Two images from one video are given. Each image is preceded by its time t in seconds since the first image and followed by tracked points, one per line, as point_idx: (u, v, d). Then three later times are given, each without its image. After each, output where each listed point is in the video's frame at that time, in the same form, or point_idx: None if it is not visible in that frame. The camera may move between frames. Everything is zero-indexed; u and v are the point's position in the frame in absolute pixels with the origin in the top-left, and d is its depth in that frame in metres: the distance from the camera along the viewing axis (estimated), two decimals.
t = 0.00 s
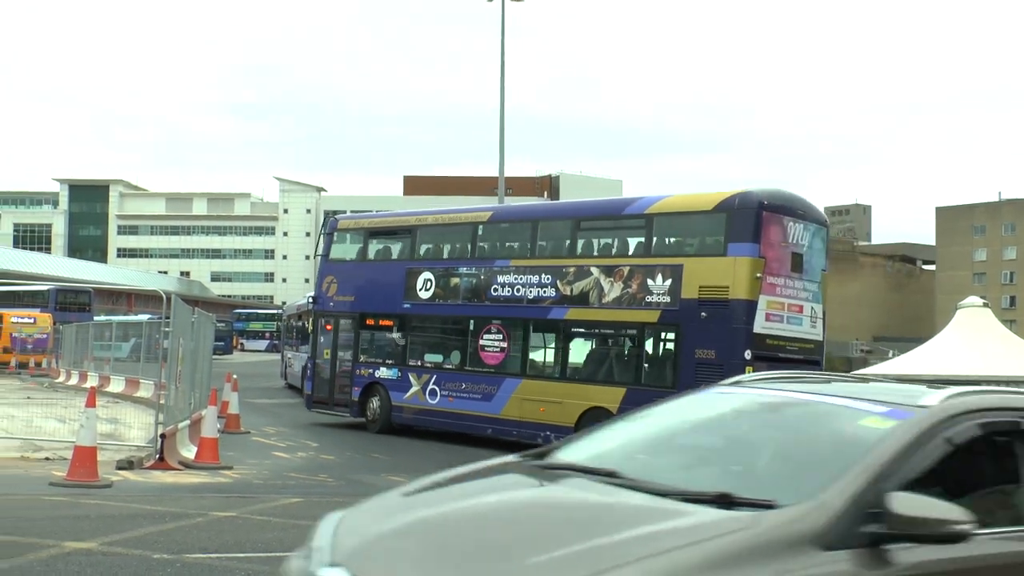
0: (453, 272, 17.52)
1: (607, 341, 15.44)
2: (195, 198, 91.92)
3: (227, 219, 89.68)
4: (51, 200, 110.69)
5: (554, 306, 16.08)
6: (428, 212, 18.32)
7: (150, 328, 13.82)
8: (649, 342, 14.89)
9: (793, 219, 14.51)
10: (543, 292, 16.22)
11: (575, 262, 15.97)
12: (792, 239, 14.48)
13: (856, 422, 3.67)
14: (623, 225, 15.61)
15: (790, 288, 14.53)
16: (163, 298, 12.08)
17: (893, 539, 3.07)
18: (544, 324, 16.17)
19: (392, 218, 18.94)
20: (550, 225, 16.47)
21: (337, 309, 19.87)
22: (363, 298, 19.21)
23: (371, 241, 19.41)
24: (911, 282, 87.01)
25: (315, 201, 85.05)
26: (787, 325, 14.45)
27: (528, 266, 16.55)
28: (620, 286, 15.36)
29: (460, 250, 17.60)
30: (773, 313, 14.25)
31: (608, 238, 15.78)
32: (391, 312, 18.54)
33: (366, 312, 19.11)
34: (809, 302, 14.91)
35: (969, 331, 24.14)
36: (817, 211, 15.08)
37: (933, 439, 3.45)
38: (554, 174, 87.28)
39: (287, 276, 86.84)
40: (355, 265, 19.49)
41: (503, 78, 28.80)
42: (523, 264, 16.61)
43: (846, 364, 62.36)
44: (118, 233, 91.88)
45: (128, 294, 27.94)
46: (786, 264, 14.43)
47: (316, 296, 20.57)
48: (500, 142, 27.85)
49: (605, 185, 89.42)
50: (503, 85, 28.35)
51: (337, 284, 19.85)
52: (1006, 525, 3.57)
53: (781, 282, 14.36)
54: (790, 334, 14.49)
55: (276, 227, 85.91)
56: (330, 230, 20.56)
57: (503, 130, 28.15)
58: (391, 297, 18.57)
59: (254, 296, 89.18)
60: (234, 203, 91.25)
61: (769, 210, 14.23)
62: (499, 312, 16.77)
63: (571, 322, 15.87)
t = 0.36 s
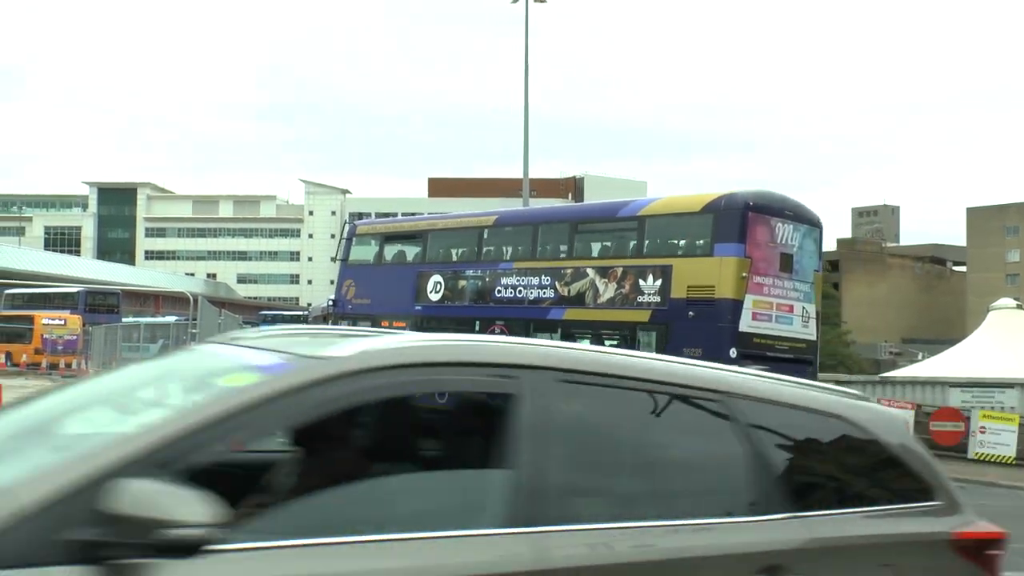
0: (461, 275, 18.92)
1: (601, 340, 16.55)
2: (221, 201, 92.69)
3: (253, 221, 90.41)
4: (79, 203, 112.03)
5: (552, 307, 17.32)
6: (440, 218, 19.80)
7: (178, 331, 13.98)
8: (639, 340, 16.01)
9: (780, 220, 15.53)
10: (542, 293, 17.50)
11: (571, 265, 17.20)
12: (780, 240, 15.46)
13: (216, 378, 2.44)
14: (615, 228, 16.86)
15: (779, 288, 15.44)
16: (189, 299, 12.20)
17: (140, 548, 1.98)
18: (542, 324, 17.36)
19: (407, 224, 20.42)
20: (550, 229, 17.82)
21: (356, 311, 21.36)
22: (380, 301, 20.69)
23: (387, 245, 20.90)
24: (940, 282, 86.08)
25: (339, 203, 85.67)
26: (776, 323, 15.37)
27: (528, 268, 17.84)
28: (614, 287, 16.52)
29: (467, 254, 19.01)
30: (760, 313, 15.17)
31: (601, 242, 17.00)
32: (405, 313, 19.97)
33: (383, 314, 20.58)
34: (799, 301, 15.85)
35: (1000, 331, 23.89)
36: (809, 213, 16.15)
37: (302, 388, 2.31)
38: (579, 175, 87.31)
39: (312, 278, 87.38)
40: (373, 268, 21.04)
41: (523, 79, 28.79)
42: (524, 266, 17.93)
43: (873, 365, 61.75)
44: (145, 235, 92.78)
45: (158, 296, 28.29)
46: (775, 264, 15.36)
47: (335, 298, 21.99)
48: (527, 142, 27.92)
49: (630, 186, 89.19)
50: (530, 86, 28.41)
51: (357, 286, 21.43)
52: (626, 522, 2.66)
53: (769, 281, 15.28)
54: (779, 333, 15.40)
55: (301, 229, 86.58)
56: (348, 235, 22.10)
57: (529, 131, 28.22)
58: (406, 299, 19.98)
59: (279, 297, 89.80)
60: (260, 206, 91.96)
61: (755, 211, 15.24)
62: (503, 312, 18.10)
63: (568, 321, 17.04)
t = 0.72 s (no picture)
0: (501, 276, 19.19)
1: (633, 340, 16.51)
2: (277, 203, 94.04)
3: (307, 224, 91.64)
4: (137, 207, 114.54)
5: (586, 308, 17.42)
6: (480, 221, 19.90)
7: (232, 332, 14.20)
8: (667, 341, 15.91)
9: (806, 221, 15.27)
10: (576, 294, 17.64)
11: (604, 266, 17.18)
12: (806, 240, 15.24)
13: None
14: (645, 229, 16.66)
15: (805, 288, 15.24)
16: (242, 303, 12.34)
17: None
18: (578, 325, 17.57)
19: (450, 227, 20.60)
20: (584, 231, 17.74)
21: (403, 313, 21.73)
22: (425, 303, 21.04)
23: (433, 248, 21.06)
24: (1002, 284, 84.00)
25: (393, 205, 86.56)
26: (800, 324, 15.24)
27: (563, 270, 17.99)
28: (644, 287, 16.40)
29: (507, 257, 19.20)
30: (784, 313, 15.00)
31: (632, 242, 16.84)
32: (450, 315, 20.32)
33: (428, 316, 20.91)
34: (826, 301, 15.65)
35: None
36: (835, 212, 15.80)
37: None
38: (631, 176, 86.93)
39: (365, 279, 88.33)
40: (418, 271, 21.34)
41: (580, 81, 28.96)
42: (560, 268, 18.07)
43: (930, 368, 60.51)
44: (201, 238, 94.25)
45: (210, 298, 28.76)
46: (800, 264, 15.15)
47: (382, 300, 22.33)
48: (577, 144, 27.87)
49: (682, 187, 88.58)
50: (581, 88, 28.38)
51: (403, 289, 21.73)
52: None
53: (793, 282, 15.08)
54: (804, 332, 15.30)
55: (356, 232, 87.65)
56: (396, 239, 22.36)
57: (581, 133, 28.15)
58: (449, 300, 20.39)
59: (333, 298, 90.96)
60: (315, 208, 93.14)
61: (779, 212, 14.93)
62: (541, 313, 18.31)
63: (601, 321, 17.11)
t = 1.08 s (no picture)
0: (518, 279, 19.25)
1: (644, 342, 16.53)
2: (306, 205, 94.72)
3: (336, 225, 92.25)
4: (168, 208, 115.82)
5: (599, 309, 17.43)
6: (499, 225, 19.95)
7: (260, 332, 14.35)
8: (675, 342, 15.89)
9: (811, 223, 15.19)
10: (589, 296, 17.65)
11: (615, 269, 17.18)
12: (811, 242, 15.15)
13: None
14: (654, 232, 16.63)
15: (810, 289, 15.13)
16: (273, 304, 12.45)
17: None
18: (592, 327, 17.58)
19: (470, 230, 20.68)
20: (596, 234, 17.75)
21: (425, 314, 21.85)
22: (446, 305, 21.14)
23: (455, 251, 21.13)
24: None
25: (422, 207, 86.93)
26: (806, 325, 15.12)
27: (578, 272, 17.99)
28: (653, 289, 16.37)
29: (524, 259, 19.21)
30: (788, 314, 14.88)
31: (642, 245, 16.82)
32: (470, 317, 20.41)
33: (449, 318, 21.02)
34: (833, 303, 15.52)
35: None
36: (841, 213, 15.67)
37: None
38: (659, 177, 86.62)
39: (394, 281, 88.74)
40: (439, 273, 21.45)
41: (608, 81, 28.88)
42: (574, 270, 18.07)
43: (960, 370, 59.73)
44: (231, 239, 95.10)
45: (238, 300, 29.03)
46: (805, 266, 15.07)
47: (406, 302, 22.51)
48: (605, 146, 27.81)
49: (710, 188, 88.16)
50: (609, 90, 28.31)
51: (426, 291, 21.87)
52: None
53: (798, 284, 14.98)
54: (810, 333, 15.19)
55: (384, 233, 88.12)
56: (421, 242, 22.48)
57: (609, 134, 28.06)
58: (469, 303, 20.48)
59: (361, 300, 91.49)
60: (344, 210, 93.74)
61: (783, 215, 14.83)
62: (557, 315, 18.34)
63: (613, 323, 17.12)
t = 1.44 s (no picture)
0: (514, 280, 19.25)
1: (633, 342, 16.53)
2: (310, 206, 94.83)
3: (341, 226, 92.36)
4: (173, 210, 116.14)
5: (591, 310, 17.43)
6: (497, 227, 19.96)
7: (265, 332, 14.36)
8: (663, 342, 15.91)
9: (796, 224, 15.17)
10: (582, 296, 17.65)
11: (606, 270, 17.19)
12: (795, 243, 15.12)
13: None
14: (642, 233, 16.63)
15: (795, 290, 15.12)
16: (277, 304, 12.47)
17: None
18: (584, 327, 17.57)
19: (470, 232, 20.69)
20: (588, 235, 17.75)
21: (426, 315, 21.86)
22: (446, 306, 21.15)
23: (455, 253, 21.14)
24: None
25: (426, 208, 87.01)
26: (791, 325, 15.12)
27: (571, 273, 17.98)
28: (642, 290, 16.39)
29: (519, 261, 19.20)
30: (772, 314, 14.86)
31: (632, 247, 16.82)
32: (468, 317, 20.41)
33: (449, 318, 21.04)
34: (818, 303, 15.50)
35: None
36: (827, 213, 15.64)
37: None
38: (663, 177, 86.66)
39: (398, 281, 88.83)
40: (440, 274, 21.46)
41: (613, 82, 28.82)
42: (568, 271, 18.05)
43: (965, 371, 59.64)
44: (235, 240, 95.23)
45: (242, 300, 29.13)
46: (789, 267, 15.03)
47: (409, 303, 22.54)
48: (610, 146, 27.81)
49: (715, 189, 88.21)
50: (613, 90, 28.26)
51: (427, 292, 21.87)
52: None
53: (782, 285, 14.96)
54: (795, 333, 15.18)
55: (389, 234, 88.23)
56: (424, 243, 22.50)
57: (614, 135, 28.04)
58: (467, 303, 20.50)
59: (366, 300, 91.60)
60: (349, 211, 93.85)
61: (767, 216, 14.82)
62: (551, 316, 18.33)
63: (604, 323, 17.12)
